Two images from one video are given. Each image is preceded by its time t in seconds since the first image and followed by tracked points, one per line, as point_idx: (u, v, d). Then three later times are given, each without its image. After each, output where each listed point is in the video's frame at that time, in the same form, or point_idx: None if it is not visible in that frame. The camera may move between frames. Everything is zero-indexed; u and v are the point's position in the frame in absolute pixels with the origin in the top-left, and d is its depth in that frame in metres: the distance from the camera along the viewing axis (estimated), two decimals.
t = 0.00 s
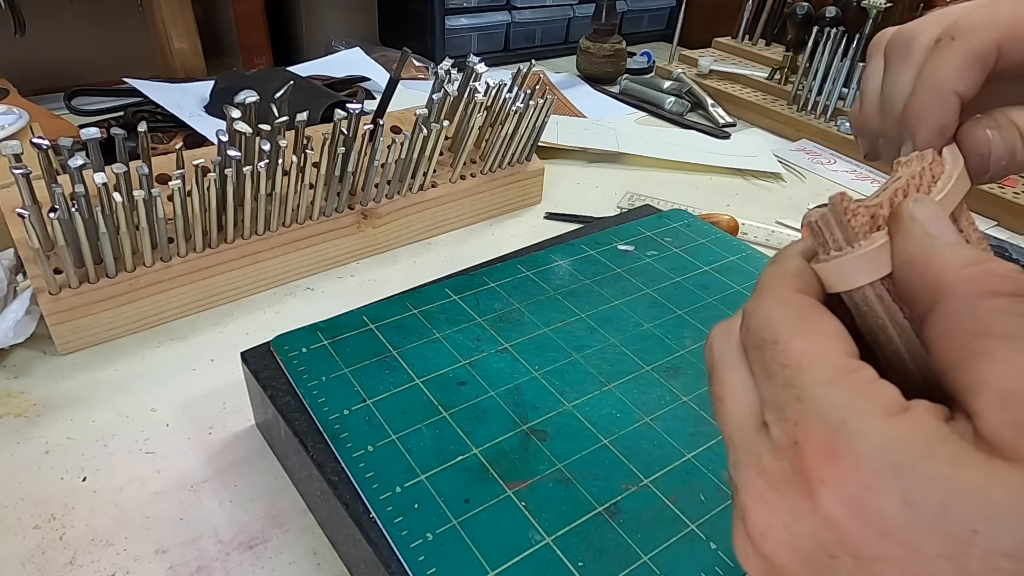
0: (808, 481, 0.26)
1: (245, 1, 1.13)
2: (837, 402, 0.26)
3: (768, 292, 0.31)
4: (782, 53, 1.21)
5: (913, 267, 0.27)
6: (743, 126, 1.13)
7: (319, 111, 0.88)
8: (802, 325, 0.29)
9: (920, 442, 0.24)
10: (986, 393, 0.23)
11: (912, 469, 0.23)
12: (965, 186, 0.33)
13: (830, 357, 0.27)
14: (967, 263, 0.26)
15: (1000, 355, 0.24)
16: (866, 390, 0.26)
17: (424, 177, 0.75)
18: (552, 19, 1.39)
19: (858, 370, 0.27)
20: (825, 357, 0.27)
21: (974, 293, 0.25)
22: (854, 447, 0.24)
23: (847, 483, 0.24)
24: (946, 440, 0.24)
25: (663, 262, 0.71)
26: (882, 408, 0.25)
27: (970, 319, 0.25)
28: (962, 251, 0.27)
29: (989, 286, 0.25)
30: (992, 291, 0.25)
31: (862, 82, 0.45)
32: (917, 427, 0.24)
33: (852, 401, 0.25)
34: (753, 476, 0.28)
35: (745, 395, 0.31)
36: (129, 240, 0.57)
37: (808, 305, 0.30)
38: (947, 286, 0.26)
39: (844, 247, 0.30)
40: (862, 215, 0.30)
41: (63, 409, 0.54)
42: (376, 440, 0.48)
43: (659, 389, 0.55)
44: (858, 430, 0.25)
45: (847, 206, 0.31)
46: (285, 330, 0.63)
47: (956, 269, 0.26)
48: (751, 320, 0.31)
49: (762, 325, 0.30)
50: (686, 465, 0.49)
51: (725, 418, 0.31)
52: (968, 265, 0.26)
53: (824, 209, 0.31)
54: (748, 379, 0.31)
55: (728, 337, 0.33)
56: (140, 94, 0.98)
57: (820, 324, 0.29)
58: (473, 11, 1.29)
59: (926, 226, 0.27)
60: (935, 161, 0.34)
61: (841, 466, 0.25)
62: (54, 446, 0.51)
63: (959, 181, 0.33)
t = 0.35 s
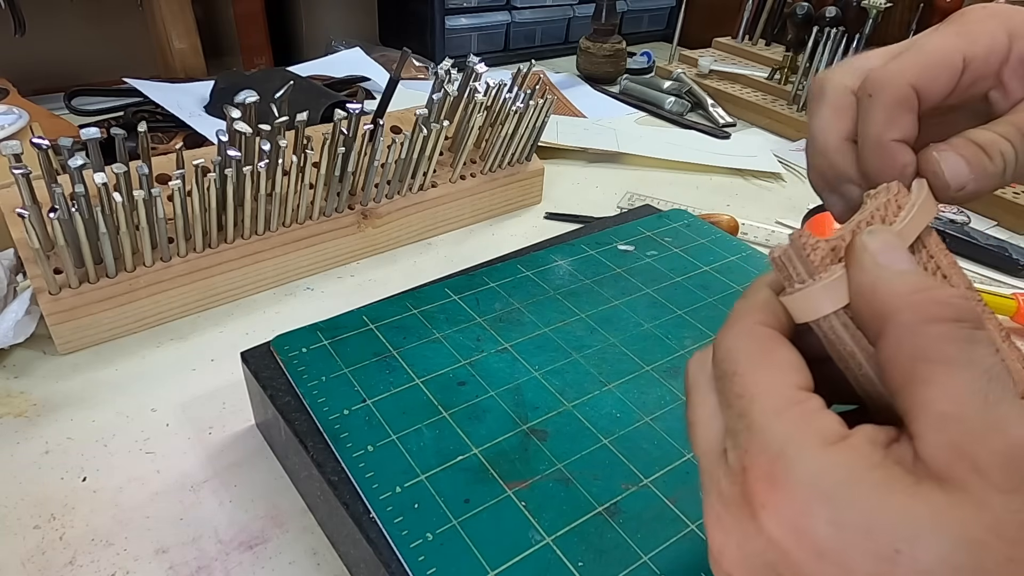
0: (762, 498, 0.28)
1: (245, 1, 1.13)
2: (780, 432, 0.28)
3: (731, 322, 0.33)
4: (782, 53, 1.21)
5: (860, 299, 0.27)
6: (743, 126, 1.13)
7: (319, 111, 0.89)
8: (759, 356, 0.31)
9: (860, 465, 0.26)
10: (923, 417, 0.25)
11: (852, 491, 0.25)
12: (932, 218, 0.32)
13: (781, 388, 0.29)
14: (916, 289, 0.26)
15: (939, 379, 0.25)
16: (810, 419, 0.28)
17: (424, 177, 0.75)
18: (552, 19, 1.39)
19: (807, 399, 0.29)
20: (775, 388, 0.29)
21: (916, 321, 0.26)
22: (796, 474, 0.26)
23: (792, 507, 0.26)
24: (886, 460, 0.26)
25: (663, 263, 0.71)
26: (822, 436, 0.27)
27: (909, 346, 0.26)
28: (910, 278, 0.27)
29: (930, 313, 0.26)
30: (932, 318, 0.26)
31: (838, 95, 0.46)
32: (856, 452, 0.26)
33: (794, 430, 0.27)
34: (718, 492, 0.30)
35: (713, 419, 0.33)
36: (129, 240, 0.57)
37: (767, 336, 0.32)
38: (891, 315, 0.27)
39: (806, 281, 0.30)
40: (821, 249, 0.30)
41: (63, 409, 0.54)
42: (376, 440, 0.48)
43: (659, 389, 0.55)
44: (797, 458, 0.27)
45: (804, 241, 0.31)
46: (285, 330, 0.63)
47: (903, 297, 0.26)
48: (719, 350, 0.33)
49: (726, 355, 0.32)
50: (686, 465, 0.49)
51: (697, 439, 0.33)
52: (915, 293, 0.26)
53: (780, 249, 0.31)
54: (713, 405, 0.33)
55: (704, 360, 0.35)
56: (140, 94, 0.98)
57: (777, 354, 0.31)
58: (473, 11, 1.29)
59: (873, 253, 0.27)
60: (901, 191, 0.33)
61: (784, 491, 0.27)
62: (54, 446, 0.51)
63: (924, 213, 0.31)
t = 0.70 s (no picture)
0: (727, 511, 0.28)
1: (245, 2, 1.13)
2: (744, 453, 0.29)
3: (704, 346, 0.34)
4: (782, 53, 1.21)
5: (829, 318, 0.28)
6: (743, 126, 1.13)
7: (319, 111, 0.89)
8: (726, 378, 0.32)
9: (818, 483, 0.27)
10: (881, 434, 0.26)
11: (811, 509, 0.26)
12: (907, 237, 0.32)
13: (746, 409, 0.30)
14: (875, 311, 0.27)
15: (898, 399, 0.26)
16: (771, 440, 0.29)
17: (424, 177, 0.75)
18: (552, 19, 1.39)
19: (771, 420, 0.30)
20: (740, 410, 0.30)
21: (877, 341, 0.27)
22: (757, 493, 0.28)
23: (751, 527, 0.28)
24: (845, 478, 0.27)
25: (663, 263, 0.71)
26: (781, 456, 0.28)
27: (871, 366, 0.27)
28: (871, 300, 0.28)
29: (890, 333, 0.27)
30: (893, 337, 0.27)
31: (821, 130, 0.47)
32: (811, 471, 0.27)
33: (756, 451, 0.29)
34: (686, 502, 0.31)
35: (683, 435, 0.34)
36: (129, 240, 0.57)
37: (736, 356, 0.33)
38: (854, 335, 0.27)
39: (771, 303, 0.30)
40: (786, 271, 0.31)
41: (63, 410, 0.54)
42: (376, 440, 0.48)
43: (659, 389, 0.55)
44: (759, 479, 0.28)
45: (770, 263, 0.31)
46: (285, 330, 0.63)
47: (863, 317, 0.27)
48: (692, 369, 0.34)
49: (694, 376, 0.33)
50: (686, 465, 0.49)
51: (667, 455, 0.34)
52: (875, 313, 0.27)
53: (749, 269, 0.31)
54: (684, 423, 0.34)
55: (675, 383, 0.36)
56: (140, 94, 0.98)
57: (744, 374, 0.32)
58: (473, 11, 1.29)
59: (840, 277, 0.28)
60: (878, 210, 0.33)
61: (746, 511, 0.28)
62: (54, 446, 0.51)
63: (898, 234, 0.32)
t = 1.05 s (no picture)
0: (731, 505, 0.28)
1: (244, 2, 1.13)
2: (748, 446, 0.29)
3: (707, 344, 0.34)
4: (782, 53, 1.21)
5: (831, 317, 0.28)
6: (743, 126, 1.13)
7: (319, 111, 0.89)
8: (729, 375, 0.32)
9: (822, 477, 0.27)
10: (885, 430, 0.26)
11: (812, 505, 0.26)
12: (911, 241, 0.32)
13: (749, 405, 0.30)
14: (878, 309, 0.27)
15: (900, 396, 0.26)
16: (775, 435, 0.29)
17: (424, 177, 0.75)
18: (552, 19, 1.39)
19: (774, 415, 0.30)
20: (744, 406, 0.30)
21: (880, 339, 0.27)
22: (763, 487, 0.27)
23: (757, 519, 0.27)
24: (848, 472, 0.27)
25: (663, 263, 0.71)
26: (785, 450, 0.28)
27: (874, 364, 0.27)
28: (873, 298, 0.28)
29: (892, 331, 0.27)
30: (896, 336, 0.27)
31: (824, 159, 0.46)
32: (816, 467, 0.27)
33: (760, 445, 0.28)
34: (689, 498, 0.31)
35: (687, 433, 0.34)
36: (129, 240, 0.57)
37: (740, 354, 0.33)
38: (857, 334, 0.27)
39: (774, 302, 0.31)
40: (790, 272, 0.31)
41: (63, 409, 0.54)
42: (376, 440, 0.48)
43: (659, 389, 0.55)
44: (763, 472, 0.28)
45: (774, 264, 0.31)
46: (285, 330, 0.63)
47: (865, 316, 0.27)
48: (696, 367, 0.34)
49: (698, 374, 0.33)
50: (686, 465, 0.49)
51: (671, 452, 0.34)
52: (878, 312, 0.27)
53: (752, 270, 0.32)
54: (688, 420, 0.34)
55: (679, 382, 0.36)
56: (140, 94, 0.98)
57: (747, 371, 0.32)
58: (473, 11, 1.29)
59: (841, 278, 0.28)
60: (883, 214, 0.33)
61: (752, 503, 0.28)
62: (53, 446, 0.51)
63: (902, 239, 0.32)
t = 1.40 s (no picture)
0: (722, 498, 0.28)
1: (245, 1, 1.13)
2: (741, 442, 0.29)
3: (701, 340, 0.34)
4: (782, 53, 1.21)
5: (825, 312, 0.28)
6: (743, 126, 1.13)
7: (319, 111, 0.89)
8: (723, 372, 0.32)
9: (814, 473, 0.27)
10: (876, 426, 0.26)
11: (804, 502, 0.26)
12: (913, 234, 0.32)
13: (743, 401, 0.30)
14: (871, 305, 0.27)
15: (893, 392, 0.26)
16: (767, 431, 0.29)
17: (424, 177, 0.75)
18: (552, 18, 1.39)
19: (767, 411, 0.30)
20: (737, 402, 0.30)
21: (874, 335, 0.27)
22: (754, 481, 0.28)
23: (747, 514, 0.28)
24: (840, 468, 0.27)
25: (663, 262, 0.71)
26: (777, 446, 0.28)
27: (868, 360, 0.27)
28: (868, 294, 0.28)
29: (886, 327, 0.27)
30: (889, 332, 0.27)
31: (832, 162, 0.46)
32: (808, 463, 0.27)
33: (753, 441, 0.29)
34: (682, 493, 0.31)
35: (681, 431, 0.34)
36: (129, 240, 0.57)
37: (734, 350, 0.33)
38: (852, 330, 0.27)
39: (768, 298, 0.31)
40: (784, 267, 0.31)
41: (63, 409, 0.54)
42: (376, 440, 0.48)
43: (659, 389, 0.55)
44: (755, 467, 0.28)
45: (768, 260, 0.31)
46: (285, 330, 0.63)
47: (859, 312, 0.27)
48: (691, 363, 0.34)
49: (692, 371, 0.33)
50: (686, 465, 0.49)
51: (664, 447, 0.35)
52: (872, 308, 0.27)
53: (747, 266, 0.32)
54: (680, 415, 0.34)
55: (673, 378, 0.36)
56: (140, 94, 0.98)
57: (741, 368, 0.32)
58: (473, 11, 1.29)
59: (836, 273, 0.28)
60: (881, 210, 0.33)
61: (743, 497, 0.28)
62: (54, 446, 0.51)
63: (901, 233, 0.32)
